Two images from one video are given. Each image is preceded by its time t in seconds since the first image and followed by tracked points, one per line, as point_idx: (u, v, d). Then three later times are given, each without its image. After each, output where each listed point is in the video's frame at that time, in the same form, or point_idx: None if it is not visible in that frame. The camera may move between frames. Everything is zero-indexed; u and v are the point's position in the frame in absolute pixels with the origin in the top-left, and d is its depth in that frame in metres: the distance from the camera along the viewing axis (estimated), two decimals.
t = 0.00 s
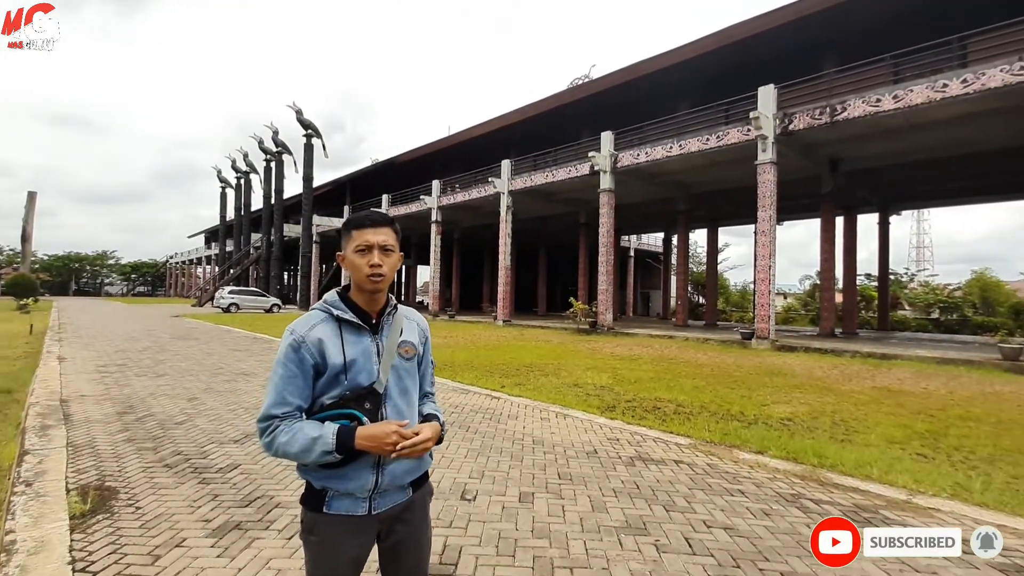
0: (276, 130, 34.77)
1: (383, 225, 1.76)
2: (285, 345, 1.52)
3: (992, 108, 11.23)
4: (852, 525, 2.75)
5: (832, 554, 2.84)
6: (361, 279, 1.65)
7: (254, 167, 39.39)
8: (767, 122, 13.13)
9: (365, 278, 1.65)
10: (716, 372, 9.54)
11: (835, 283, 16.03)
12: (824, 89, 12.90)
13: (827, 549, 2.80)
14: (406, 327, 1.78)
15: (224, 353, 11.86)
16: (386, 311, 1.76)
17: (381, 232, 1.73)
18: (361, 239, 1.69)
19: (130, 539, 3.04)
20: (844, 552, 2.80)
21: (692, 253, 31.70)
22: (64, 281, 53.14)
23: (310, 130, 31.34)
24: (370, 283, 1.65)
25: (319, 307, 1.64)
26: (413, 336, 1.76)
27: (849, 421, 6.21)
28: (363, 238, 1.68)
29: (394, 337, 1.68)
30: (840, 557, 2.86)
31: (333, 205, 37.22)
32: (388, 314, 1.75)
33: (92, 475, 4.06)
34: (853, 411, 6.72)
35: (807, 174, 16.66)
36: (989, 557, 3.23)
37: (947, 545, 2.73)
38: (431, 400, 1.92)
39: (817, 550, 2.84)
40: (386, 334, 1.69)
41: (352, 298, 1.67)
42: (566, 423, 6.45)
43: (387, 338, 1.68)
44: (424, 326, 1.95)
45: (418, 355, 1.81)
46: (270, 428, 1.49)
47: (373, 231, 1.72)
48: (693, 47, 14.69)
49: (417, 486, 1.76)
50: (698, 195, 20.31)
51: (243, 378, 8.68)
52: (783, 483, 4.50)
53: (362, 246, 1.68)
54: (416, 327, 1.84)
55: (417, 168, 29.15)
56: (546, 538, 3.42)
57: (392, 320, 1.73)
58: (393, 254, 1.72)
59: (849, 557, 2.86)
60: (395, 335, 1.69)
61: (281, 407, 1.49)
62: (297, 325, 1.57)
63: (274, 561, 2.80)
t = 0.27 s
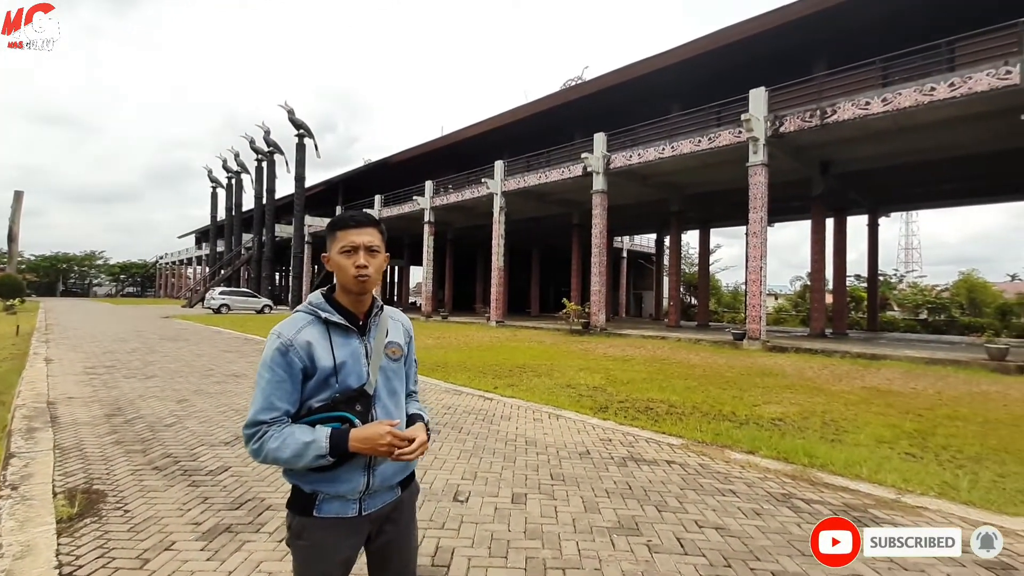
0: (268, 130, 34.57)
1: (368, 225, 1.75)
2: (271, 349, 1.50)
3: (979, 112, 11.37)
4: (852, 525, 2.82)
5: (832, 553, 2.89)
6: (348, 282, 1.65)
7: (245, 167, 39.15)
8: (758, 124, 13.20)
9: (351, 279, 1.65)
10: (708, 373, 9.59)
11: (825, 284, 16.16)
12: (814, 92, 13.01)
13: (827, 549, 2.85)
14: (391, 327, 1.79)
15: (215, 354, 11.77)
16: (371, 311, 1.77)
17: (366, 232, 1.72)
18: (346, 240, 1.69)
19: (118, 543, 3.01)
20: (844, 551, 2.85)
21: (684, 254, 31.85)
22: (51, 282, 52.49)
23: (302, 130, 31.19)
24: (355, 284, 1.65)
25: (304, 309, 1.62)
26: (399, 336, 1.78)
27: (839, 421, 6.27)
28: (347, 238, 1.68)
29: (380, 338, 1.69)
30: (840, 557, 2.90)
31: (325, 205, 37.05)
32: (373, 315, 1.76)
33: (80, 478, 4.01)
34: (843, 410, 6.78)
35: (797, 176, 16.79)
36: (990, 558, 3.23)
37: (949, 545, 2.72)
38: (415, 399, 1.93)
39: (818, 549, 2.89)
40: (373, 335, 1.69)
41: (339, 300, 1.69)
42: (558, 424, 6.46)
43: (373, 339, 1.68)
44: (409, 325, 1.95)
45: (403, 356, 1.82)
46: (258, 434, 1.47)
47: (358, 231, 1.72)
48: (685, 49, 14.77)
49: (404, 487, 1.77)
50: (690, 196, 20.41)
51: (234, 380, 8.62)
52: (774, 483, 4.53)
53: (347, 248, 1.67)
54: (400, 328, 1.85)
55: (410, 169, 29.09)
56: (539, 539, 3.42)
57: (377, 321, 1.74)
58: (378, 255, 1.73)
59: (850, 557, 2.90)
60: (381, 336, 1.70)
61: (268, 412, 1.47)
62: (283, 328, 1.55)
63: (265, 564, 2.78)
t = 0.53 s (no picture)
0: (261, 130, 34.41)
1: (364, 227, 1.76)
2: (255, 353, 1.48)
3: (969, 114, 11.48)
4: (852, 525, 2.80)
5: (833, 553, 2.88)
6: (358, 283, 1.66)
7: (239, 167, 38.96)
8: (751, 126, 13.26)
9: (363, 282, 1.67)
10: (702, 373, 9.62)
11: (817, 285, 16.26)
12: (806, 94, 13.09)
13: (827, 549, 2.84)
14: (376, 327, 1.79)
15: (208, 355, 11.71)
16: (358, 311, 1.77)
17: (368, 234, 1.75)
18: (355, 241, 1.68)
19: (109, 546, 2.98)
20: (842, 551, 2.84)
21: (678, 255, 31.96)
22: (41, 282, 52.02)
23: (296, 130, 31.08)
24: (366, 288, 1.67)
25: (286, 311, 1.61)
26: (383, 336, 1.78)
27: (832, 421, 6.31)
28: (358, 241, 1.69)
29: (366, 339, 1.69)
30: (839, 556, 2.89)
31: (319, 206, 36.92)
32: (359, 315, 1.75)
33: (70, 481, 3.98)
34: (836, 410, 6.82)
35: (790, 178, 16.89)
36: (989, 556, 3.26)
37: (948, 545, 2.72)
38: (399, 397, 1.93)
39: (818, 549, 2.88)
40: (358, 336, 1.69)
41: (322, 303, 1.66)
42: (553, 425, 6.46)
43: (359, 340, 1.68)
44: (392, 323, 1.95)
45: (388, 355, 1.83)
46: (244, 440, 1.45)
47: (362, 234, 1.73)
48: (679, 51, 14.82)
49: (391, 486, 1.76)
50: (684, 198, 20.49)
51: (227, 381, 8.58)
52: (768, 483, 4.55)
53: (360, 251, 1.68)
54: (385, 327, 1.85)
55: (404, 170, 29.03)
56: (533, 540, 3.42)
57: (363, 321, 1.74)
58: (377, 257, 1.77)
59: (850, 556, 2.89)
60: (366, 336, 1.70)
61: (254, 418, 1.46)
62: (266, 331, 1.53)
63: (257, 567, 2.77)
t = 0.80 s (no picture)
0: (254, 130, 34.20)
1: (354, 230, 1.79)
2: (241, 359, 1.45)
3: (958, 117, 11.61)
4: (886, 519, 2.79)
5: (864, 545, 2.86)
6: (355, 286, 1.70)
7: (231, 167, 38.72)
8: (743, 128, 13.36)
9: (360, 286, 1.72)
10: (694, 374, 9.66)
11: (808, 286, 16.39)
12: (797, 97, 13.20)
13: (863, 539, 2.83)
14: (358, 326, 1.79)
15: (198, 357, 11.62)
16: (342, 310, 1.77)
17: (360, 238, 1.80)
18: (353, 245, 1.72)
19: (98, 549, 2.96)
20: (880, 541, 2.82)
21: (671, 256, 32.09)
22: (29, 282, 51.40)
23: (289, 130, 30.93)
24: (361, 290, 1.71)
25: (269, 315, 1.57)
26: (367, 335, 1.79)
27: (823, 421, 6.35)
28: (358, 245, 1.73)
29: (351, 339, 1.69)
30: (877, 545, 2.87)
31: (312, 206, 36.76)
32: (342, 316, 1.75)
33: (58, 484, 3.94)
34: (827, 410, 6.86)
35: (782, 179, 16.99)
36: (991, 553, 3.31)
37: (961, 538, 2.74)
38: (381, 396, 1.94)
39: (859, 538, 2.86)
40: (343, 337, 1.69)
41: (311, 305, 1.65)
42: (546, 425, 6.46)
43: (344, 341, 1.68)
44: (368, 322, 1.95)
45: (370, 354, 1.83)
46: (232, 448, 1.42)
47: (356, 236, 1.76)
48: (672, 53, 14.88)
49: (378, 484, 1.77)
50: (677, 199, 20.58)
51: (218, 383, 8.51)
52: (759, 482, 4.58)
53: (359, 254, 1.71)
54: (367, 326, 1.86)
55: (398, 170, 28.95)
56: (526, 541, 3.42)
57: (346, 321, 1.74)
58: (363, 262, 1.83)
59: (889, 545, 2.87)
60: (351, 337, 1.70)
61: (242, 425, 1.43)
62: (252, 336, 1.50)
63: (249, 568, 2.75)
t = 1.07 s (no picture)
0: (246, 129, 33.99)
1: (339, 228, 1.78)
2: (226, 362, 1.44)
3: (947, 119, 11.72)
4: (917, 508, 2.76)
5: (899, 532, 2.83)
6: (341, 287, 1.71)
7: (223, 166, 38.47)
8: (735, 129, 13.44)
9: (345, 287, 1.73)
10: (687, 374, 9.69)
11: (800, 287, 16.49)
12: (789, 99, 13.29)
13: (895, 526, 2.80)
14: (345, 326, 1.78)
15: (189, 358, 11.53)
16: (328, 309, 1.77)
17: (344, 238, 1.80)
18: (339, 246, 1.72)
19: (87, 552, 2.93)
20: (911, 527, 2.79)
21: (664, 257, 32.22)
22: (17, 283, 50.78)
23: (281, 130, 30.77)
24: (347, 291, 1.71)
25: (253, 317, 1.55)
26: (354, 335, 1.78)
27: (814, 421, 6.39)
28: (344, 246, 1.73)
29: (339, 339, 1.68)
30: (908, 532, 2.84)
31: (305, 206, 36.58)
32: (328, 316, 1.74)
33: (47, 486, 3.89)
34: (818, 410, 6.90)
35: (774, 181, 17.10)
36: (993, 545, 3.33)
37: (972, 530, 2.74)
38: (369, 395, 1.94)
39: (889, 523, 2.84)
40: (330, 337, 1.68)
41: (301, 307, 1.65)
42: (540, 426, 6.46)
43: (331, 341, 1.67)
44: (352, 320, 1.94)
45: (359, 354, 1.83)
46: (218, 452, 1.41)
47: (341, 236, 1.75)
48: (666, 55, 14.94)
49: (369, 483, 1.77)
50: (669, 200, 20.66)
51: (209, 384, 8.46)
52: (751, 482, 4.60)
53: (345, 254, 1.71)
54: (354, 326, 1.85)
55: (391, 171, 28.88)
56: (519, 542, 3.42)
57: (333, 321, 1.73)
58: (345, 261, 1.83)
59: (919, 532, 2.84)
60: (338, 337, 1.70)
61: (228, 429, 1.42)
62: (236, 339, 1.49)
63: (241, 571, 2.74)
